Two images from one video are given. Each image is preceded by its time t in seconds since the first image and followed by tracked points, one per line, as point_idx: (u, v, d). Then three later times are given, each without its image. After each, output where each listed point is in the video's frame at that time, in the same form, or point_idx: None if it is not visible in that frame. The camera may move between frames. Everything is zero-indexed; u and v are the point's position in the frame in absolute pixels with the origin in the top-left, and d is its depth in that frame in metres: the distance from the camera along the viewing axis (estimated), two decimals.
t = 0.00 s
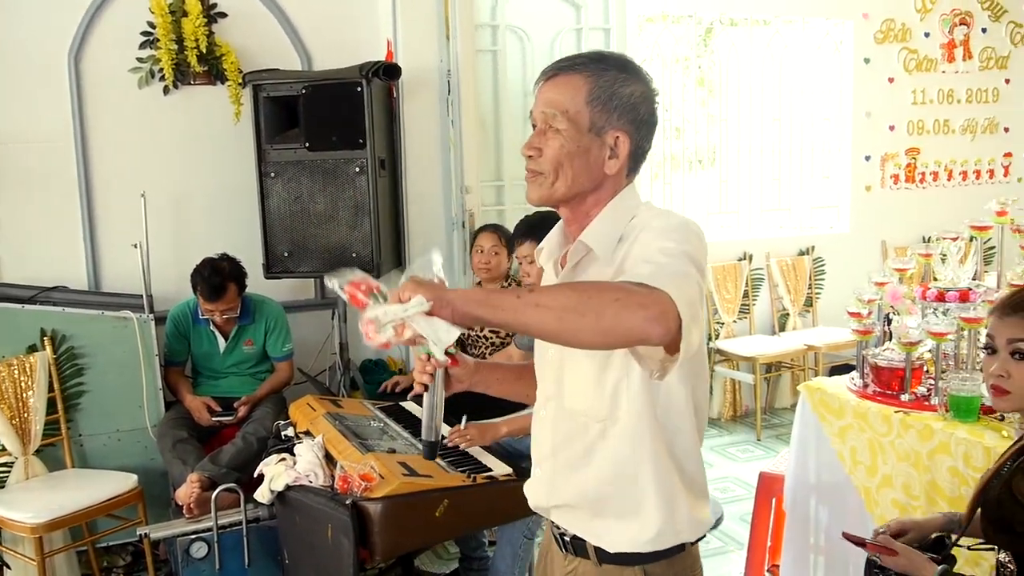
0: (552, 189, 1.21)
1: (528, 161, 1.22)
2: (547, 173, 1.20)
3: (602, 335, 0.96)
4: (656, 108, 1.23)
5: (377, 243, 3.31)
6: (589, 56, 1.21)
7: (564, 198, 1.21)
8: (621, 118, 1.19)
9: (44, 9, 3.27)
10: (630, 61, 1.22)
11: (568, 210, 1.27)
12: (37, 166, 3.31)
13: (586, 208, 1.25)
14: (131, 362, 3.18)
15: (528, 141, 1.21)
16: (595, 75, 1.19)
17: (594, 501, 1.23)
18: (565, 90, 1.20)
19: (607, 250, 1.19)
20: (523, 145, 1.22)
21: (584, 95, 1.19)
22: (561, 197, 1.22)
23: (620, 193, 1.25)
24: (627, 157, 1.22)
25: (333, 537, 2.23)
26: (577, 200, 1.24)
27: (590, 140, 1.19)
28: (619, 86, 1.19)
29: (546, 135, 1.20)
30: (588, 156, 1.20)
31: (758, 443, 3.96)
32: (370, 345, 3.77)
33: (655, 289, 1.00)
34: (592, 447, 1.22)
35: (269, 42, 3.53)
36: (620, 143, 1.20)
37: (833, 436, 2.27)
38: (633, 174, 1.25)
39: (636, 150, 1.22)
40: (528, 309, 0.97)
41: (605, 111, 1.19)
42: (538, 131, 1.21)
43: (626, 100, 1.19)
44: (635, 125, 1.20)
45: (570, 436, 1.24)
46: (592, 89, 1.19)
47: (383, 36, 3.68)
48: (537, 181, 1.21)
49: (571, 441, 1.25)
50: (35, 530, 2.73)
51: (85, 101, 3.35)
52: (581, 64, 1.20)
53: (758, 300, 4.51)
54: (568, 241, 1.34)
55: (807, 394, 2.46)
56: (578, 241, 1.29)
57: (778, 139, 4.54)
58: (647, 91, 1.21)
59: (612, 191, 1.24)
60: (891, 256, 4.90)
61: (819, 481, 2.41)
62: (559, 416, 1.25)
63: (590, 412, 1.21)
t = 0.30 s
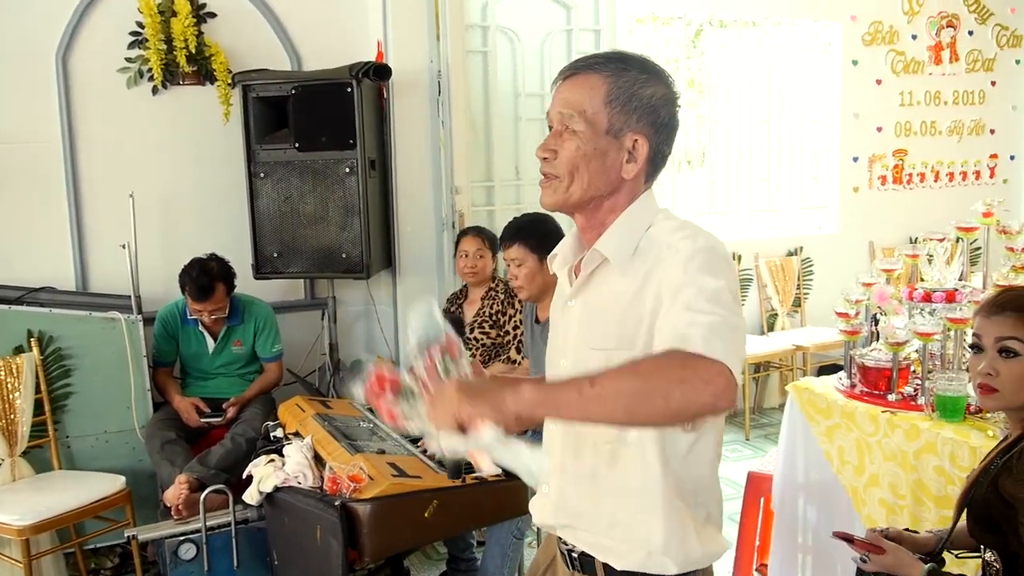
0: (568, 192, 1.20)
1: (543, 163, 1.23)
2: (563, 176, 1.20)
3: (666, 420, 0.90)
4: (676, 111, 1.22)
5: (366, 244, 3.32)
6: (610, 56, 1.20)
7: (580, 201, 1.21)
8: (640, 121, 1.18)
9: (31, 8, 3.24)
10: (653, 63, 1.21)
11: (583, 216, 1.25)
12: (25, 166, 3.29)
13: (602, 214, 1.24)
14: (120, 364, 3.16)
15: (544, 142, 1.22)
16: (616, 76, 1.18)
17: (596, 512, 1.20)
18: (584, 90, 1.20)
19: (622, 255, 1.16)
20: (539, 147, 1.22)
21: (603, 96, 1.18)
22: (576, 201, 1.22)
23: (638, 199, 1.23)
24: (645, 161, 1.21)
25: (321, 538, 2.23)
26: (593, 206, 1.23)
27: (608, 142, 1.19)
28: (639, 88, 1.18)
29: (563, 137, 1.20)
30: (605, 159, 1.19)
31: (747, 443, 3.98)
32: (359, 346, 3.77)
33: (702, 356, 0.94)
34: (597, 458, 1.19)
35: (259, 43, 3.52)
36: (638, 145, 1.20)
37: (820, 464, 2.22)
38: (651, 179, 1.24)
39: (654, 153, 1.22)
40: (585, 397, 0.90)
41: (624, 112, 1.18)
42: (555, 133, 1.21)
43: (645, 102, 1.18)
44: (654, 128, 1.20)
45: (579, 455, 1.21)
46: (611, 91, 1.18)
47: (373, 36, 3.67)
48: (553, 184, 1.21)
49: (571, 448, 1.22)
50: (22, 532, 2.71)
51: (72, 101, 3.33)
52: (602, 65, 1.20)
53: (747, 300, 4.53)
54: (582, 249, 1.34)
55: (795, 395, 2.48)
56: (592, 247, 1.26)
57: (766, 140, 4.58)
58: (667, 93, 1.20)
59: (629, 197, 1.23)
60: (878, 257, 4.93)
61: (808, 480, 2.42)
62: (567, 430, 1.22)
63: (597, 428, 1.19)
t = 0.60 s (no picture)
0: (575, 192, 1.18)
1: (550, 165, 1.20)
2: (569, 177, 1.18)
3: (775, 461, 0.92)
4: (684, 106, 1.19)
5: (368, 245, 3.33)
6: (613, 52, 1.18)
7: (587, 202, 1.19)
8: (645, 118, 1.16)
9: (33, 10, 3.26)
10: (659, 58, 1.18)
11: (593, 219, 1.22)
12: (27, 167, 3.30)
13: (611, 215, 1.21)
14: (122, 364, 3.18)
15: (549, 143, 1.20)
16: (619, 73, 1.16)
17: (593, 514, 1.17)
18: (588, 89, 1.18)
19: (630, 251, 1.13)
20: (544, 148, 1.20)
21: (607, 94, 1.16)
22: (583, 201, 1.19)
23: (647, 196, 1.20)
24: (652, 159, 1.18)
25: (324, 539, 2.25)
26: (603, 206, 1.20)
27: (612, 141, 1.16)
28: (643, 84, 1.16)
29: (567, 137, 1.18)
30: (610, 157, 1.17)
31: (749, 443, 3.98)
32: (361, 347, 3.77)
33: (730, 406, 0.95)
34: (596, 459, 1.15)
35: (261, 45, 3.53)
36: (644, 143, 1.17)
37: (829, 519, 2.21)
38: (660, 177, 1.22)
39: (663, 150, 1.19)
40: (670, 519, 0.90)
41: (629, 110, 1.15)
42: (560, 134, 1.19)
43: (650, 99, 1.16)
44: (660, 125, 1.17)
45: (585, 458, 1.16)
46: (614, 89, 1.16)
47: (374, 38, 3.69)
48: (559, 186, 1.19)
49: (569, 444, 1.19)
50: (26, 532, 2.72)
51: (76, 102, 3.34)
52: (604, 62, 1.17)
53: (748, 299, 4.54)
54: (589, 239, 1.29)
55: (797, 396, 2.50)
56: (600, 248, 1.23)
57: (767, 140, 4.58)
58: (674, 88, 1.17)
59: (638, 195, 1.19)
60: (881, 257, 4.92)
61: (811, 481, 2.34)
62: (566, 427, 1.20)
63: (596, 429, 1.15)
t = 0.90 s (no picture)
0: (573, 187, 1.26)
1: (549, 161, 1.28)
2: (568, 173, 1.26)
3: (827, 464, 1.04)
4: (678, 107, 1.26)
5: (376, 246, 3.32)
6: (611, 55, 1.25)
7: (584, 196, 1.26)
8: (641, 117, 1.23)
9: (42, 13, 3.26)
10: (655, 61, 1.25)
11: (591, 214, 1.30)
12: (38, 170, 3.32)
13: (609, 211, 1.29)
14: (133, 366, 3.19)
15: (549, 140, 1.27)
16: (616, 74, 1.23)
17: (593, 499, 1.25)
18: (586, 89, 1.25)
19: (635, 252, 1.21)
20: (544, 145, 1.27)
21: (604, 94, 1.23)
22: (581, 196, 1.27)
23: (642, 194, 1.28)
24: (647, 157, 1.25)
25: (336, 540, 2.24)
26: (600, 202, 1.28)
27: (609, 139, 1.23)
28: (640, 85, 1.23)
29: (566, 133, 1.25)
30: (607, 155, 1.24)
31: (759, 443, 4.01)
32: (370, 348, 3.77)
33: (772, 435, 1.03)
34: (595, 447, 1.23)
35: (269, 46, 3.54)
36: (639, 141, 1.24)
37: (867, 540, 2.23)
38: (656, 175, 1.29)
39: (657, 149, 1.26)
40: (750, 553, 1.00)
41: (625, 109, 1.22)
42: (559, 131, 1.26)
43: (645, 100, 1.23)
44: (655, 124, 1.24)
45: (584, 447, 1.24)
46: (612, 90, 1.23)
47: (382, 39, 3.69)
48: (558, 181, 1.26)
49: (569, 433, 1.27)
50: (38, 533, 2.73)
51: (85, 105, 3.35)
52: (603, 64, 1.24)
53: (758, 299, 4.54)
54: (585, 234, 1.39)
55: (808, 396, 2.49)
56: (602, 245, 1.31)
57: (776, 138, 4.57)
58: (669, 90, 1.24)
59: (634, 191, 1.27)
60: (890, 256, 4.92)
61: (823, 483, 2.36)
62: (564, 416, 1.27)
63: (596, 419, 1.22)
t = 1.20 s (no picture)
0: (566, 188, 1.29)
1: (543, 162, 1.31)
2: (561, 174, 1.29)
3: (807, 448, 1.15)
4: (669, 111, 1.29)
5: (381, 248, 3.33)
6: (604, 60, 1.28)
7: (577, 197, 1.30)
8: (632, 121, 1.26)
9: (48, 16, 3.26)
10: (647, 66, 1.28)
11: (584, 212, 1.34)
12: (44, 172, 3.31)
13: (601, 209, 1.32)
14: (139, 368, 3.18)
15: (543, 142, 1.30)
16: (609, 79, 1.26)
17: (588, 484, 1.30)
18: (580, 93, 1.28)
19: (624, 249, 1.26)
20: (538, 147, 1.30)
21: (597, 98, 1.26)
22: (574, 196, 1.30)
23: (633, 193, 1.32)
24: (637, 158, 1.29)
25: (343, 543, 2.22)
26: (592, 201, 1.31)
27: (602, 142, 1.26)
28: (631, 90, 1.26)
29: (559, 136, 1.28)
30: (599, 157, 1.27)
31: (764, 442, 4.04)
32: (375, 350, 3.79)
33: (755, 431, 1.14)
34: (587, 436, 1.29)
35: (273, 48, 3.54)
36: (629, 144, 1.27)
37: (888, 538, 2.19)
38: (646, 176, 1.32)
39: (648, 151, 1.29)
40: (759, 561, 1.12)
41: (617, 113, 1.25)
42: (553, 134, 1.29)
43: (636, 104, 1.26)
44: (645, 128, 1.27)
45: (578, 436, 1.30)
46: (604, 94, 1.26)
47: (386, 41, 3.69)
48: (551, 182, 1.30)
49: (563, 424, 1.32)
50: (45, 537, 2.73)
51: (90, 108, 3.35)
52: (595, 69, 1.27)
53: (763, 299, 4.55)
54: (579, 232, 1.41)
55: (816, 395, 2.47)
56: (593, 242, 1.35)
57: (780, 139, 4.57)
58: (659, 94, 1.27)
59: (624, 191, 1.31)
60: (895, 255, 4.93)
61: (829, 482, 2.41)
62: (560, 407, 1.33)
63: (590, 410, 1.27)
